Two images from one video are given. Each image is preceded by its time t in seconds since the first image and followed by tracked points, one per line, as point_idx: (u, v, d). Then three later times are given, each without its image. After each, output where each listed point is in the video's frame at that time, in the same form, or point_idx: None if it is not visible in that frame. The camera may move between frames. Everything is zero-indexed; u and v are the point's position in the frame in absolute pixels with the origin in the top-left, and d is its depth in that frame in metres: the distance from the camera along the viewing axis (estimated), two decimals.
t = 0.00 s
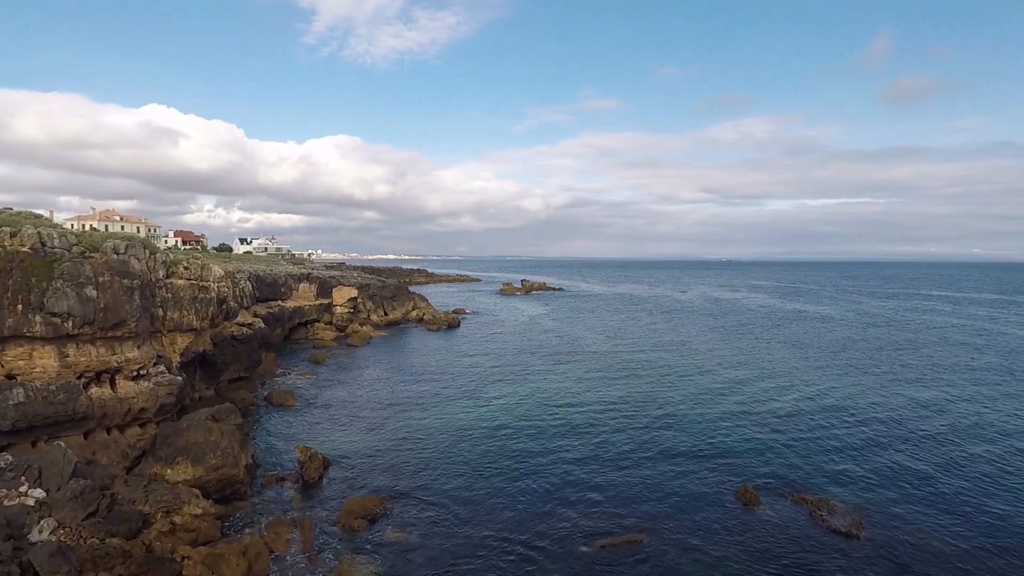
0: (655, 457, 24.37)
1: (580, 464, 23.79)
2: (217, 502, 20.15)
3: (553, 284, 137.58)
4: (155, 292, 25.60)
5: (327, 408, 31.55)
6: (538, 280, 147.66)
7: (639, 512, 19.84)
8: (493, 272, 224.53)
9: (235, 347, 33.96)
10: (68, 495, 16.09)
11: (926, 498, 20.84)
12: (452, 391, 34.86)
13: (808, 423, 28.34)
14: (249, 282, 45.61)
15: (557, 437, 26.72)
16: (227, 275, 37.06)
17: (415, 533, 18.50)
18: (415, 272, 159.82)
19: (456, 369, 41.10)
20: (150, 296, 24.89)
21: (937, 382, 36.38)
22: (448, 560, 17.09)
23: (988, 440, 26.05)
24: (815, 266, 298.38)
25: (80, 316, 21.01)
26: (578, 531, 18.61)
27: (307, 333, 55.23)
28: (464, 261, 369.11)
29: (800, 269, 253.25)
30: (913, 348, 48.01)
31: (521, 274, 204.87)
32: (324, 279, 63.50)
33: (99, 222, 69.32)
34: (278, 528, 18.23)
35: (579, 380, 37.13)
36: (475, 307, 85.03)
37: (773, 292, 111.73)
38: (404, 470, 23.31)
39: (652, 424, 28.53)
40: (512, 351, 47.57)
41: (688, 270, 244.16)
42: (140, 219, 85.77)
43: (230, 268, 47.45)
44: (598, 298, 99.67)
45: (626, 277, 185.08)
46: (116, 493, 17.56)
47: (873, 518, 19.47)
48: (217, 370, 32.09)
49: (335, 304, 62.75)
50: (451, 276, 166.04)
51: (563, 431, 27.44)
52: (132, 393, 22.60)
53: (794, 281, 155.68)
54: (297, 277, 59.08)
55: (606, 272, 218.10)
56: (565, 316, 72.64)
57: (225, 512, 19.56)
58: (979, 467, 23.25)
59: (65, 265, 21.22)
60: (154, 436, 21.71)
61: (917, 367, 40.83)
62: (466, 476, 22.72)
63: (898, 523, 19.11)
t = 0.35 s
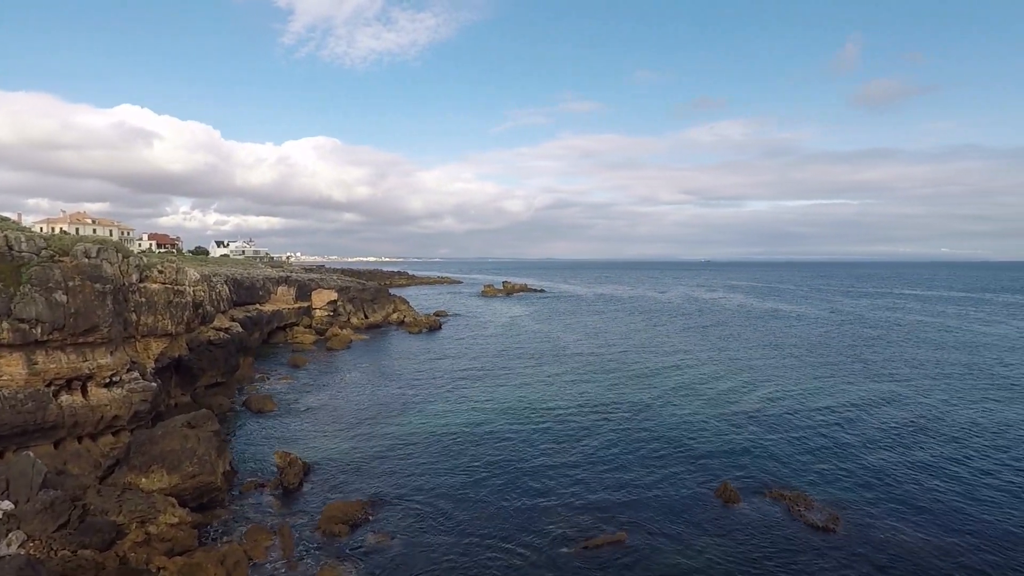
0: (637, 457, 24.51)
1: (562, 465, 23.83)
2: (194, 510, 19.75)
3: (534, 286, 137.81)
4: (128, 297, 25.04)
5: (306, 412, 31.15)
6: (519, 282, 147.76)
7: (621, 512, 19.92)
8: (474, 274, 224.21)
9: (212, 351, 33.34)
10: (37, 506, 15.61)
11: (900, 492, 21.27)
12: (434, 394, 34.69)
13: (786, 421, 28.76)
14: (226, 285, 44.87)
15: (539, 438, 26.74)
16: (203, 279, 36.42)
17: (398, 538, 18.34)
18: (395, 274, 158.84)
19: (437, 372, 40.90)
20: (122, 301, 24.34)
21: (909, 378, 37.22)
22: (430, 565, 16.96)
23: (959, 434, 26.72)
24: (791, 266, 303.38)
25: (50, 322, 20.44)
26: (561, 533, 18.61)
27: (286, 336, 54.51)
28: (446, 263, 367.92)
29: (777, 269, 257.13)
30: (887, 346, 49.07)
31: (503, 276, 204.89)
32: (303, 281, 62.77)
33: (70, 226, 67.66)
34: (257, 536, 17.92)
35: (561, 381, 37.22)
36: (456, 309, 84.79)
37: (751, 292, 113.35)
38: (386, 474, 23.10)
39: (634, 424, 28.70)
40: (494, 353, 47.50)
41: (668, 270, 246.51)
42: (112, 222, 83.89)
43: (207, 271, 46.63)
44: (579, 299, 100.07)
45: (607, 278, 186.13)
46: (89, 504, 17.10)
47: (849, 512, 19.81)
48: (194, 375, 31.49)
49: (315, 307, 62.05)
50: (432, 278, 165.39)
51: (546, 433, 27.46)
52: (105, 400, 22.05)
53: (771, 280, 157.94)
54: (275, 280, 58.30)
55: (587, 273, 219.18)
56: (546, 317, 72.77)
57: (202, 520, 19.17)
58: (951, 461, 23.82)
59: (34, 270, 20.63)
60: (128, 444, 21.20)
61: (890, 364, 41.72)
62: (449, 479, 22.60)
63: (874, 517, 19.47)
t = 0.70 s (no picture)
0: (615, 459, 24.65)
1: (541, 467, 23.86)
2: (166, 519, 19.28)
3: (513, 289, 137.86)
4: (97, 300, 24.41)
5: (282, 418, 30.67)
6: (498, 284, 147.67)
7: (599, 513, 20.00)
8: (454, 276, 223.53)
9: (185, 356, 32.64)
10: None
11: (870, 489, 21.74)
12: (412, 398, 34.46)
13: (761, 421, 29.22)
14: (200, 289, 44.00)
15: (518, 441, 26.73)
16: (175, 282, 35.67)
17: (375, 543, 18.14)
18: (373, 277, 157.62)
19: (416, 375, 40.60)
20: (90, 305, 23.71)
21: (879, 378, 38.12)
22: (408, 570, 16.78)
23: (926, 432, 27.45)
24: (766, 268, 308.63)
25: (14, 326, 19.74)
26: (540, 535, 18.59)
27: (261, 340, 53.66)
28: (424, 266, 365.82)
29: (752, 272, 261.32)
30: (857, 346, 50.21)
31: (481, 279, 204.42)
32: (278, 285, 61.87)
33: (36, 228, 65.71)
34: (231, 544, 17.57)
35: (540, 384, 37.28)
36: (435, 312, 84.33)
37: (727, 294, 115.06)
38: (363, 479, 22.84)
39: (611, 425, 28.88)
40: (473, 356, 47.37)
41: (646, 273, 248.82)
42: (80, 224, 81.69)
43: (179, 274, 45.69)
44: (558, 302, 100.38)
45: (585, 281, 186.90)
46: (54, 515, 16.57)
47: (822, 509, 20.19)
48: (166, 381, 30.81)
49: (291, 311, 61.21)
50: (411, 281, 164.29)
51: (525, 435, 27.46)
52: (72, 407, 21.38)
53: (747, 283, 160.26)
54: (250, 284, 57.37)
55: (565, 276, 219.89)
56: (526, 320, 72.86)
57: (174, 529, 18.73)
58: (919, 458, 24.45)
59: None
60: (97, 452, 20.62)
61: (861, 364, 42.70)
62: (427, 483, 22.44)
63: (845, 514, 19.88)
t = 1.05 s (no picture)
0: (593, 459, 24.76)
1: (519, 469, 23.84)
2: (134, 532, 18.71)
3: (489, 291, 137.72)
4: (58, 307, 23.59)
5: (255, 425, 30.08)
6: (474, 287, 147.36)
7: (578, 514, 20.05)
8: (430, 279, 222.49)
9: (153, 363, 31.78)
10: None
11: (840, 483, 22.25)
12: (389, 402, 34.12)
13: (735, 420, 29.64)
14: (168, 294, 42.91)
15: (496, 444, 26.66)
16: (142, 286, 34.72)
17: (353, 551, 17.87)
18: (348, 280, 155.91)
19: (392, 379, 40.21)
20: (51, 312, 22.90)
21: (848, 375, 39.08)
22: None
23: (892, 427, 28.23)
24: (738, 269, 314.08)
25: None
26: (518, 538, 18.53)
27: (233, 346, 52.59)
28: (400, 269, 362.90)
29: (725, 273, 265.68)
30: (827, 344, 51.36)
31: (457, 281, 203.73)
32: (250, 289, 60.77)
33: None
34: (203, 555, 17.12)
35: (518, 386, 37.27)
36: (411, 315, 83.80)
37: (700, 295, 116.71)
38: (339, 485, 22.50)
39: (589, 426, 29.03)
40: (450, 359, 47.16)
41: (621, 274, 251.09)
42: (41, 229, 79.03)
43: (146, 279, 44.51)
44: (534, 304, 100.54)
45: (561, 282, 187.70)
46: (14, 531, 15.94)
47: (794, 504, 20.60)
48: (133, 390, 29.94)
49: (264, 316, 60.15)
50: (386, 284, 162.83)
51: (503, 438, 27.40)
52: (34, 418, 20.55)
53: (719, 283, 162.83)
54: (221, 288, 56.23)
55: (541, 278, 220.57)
56: (502, 322, 72.86)
57: (143, 543, 18.18)
58: (886, 453, 25.13)
59: None
60: (59, 464, 19.89)
61: (829, 361, 43.74)
62: (404, 488, 22.21)
63: (817, 508, 20.30)
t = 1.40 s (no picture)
0: (566, 462, 24.81)
1: (492, 473, 23.74)
2: (91, 548, 17.97)
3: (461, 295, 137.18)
4: (8, 315, 22.59)
5: (221, 434, 29.29)
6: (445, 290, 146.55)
7: (551, 516, 20.06)
8: (402, 283, 220.89)
9: (112, 373, 30.67)
10: None
11: (806, 479, 22.80)
12: (359, 408, 33.61)
13: (705, 420, 30.11)
14: (127, 300, 41.52)
15: (469, 448, 26.50)
16: (99, 293, 33.53)
17: (322, 561, 17.50)
18: (316, 285, 153.44)
19: (363, 385, 39.63)
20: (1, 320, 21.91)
21: (811, 374, 40.11)
22: None
23: (854, 424, 29.08)
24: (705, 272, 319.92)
25: None
26: (491, 542, 18.43)
27: (197, 354, 51.15)
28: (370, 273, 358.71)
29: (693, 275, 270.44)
30: (791, 344, 52.76)
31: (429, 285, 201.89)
32: (215, 295, 59.26)
33: None
34: (165, 571, 16.52)
35: (490, 390, 37.15)
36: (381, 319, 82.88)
37: (668, 297, 118.41)
38: (309, 494, 22.05)
39: (561, 428, 29.11)
40: (421, 364, 46.76)
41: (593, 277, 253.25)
42: None
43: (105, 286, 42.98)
44: (506, 307, 100.48)
45: (532, 286, 188.01)
46: None
47: (762, 501, 21.01)
48: (91, 401, 28.84)
49: (229, 322, 58.69)
50: (355, 289, 160.59)
51: (476, 442, 27.25)
52: None
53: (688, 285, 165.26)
54: (184, 294, 54.67)
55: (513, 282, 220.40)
56: (474, 326, 72.64)
57: (101, 561, 17.47)
58: (848, 449, 25.86)
59: None
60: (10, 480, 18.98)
61: (794, 361, 44.83)
62: (376, 495, 21.88)
63: (783, 504, 20.76)
